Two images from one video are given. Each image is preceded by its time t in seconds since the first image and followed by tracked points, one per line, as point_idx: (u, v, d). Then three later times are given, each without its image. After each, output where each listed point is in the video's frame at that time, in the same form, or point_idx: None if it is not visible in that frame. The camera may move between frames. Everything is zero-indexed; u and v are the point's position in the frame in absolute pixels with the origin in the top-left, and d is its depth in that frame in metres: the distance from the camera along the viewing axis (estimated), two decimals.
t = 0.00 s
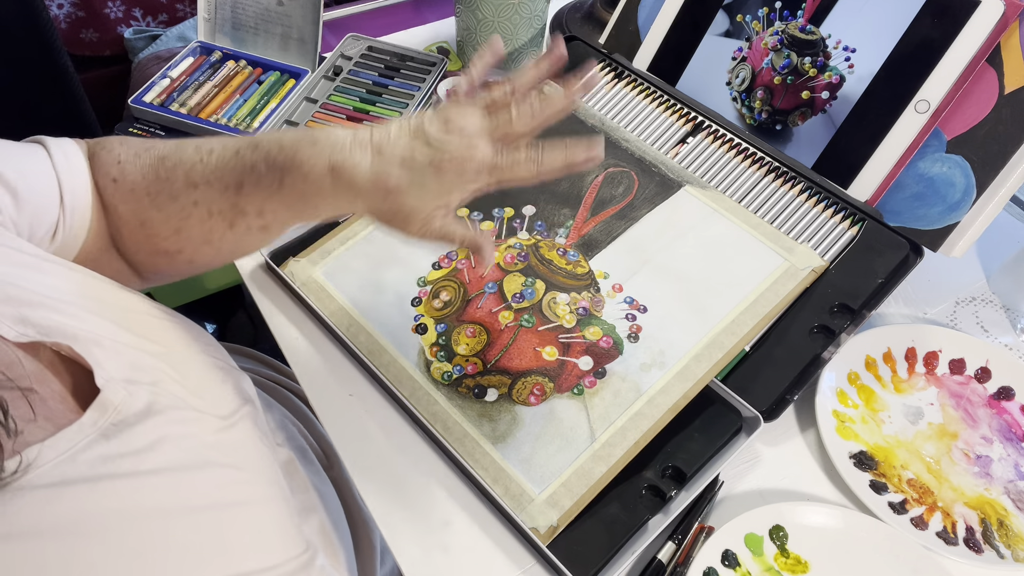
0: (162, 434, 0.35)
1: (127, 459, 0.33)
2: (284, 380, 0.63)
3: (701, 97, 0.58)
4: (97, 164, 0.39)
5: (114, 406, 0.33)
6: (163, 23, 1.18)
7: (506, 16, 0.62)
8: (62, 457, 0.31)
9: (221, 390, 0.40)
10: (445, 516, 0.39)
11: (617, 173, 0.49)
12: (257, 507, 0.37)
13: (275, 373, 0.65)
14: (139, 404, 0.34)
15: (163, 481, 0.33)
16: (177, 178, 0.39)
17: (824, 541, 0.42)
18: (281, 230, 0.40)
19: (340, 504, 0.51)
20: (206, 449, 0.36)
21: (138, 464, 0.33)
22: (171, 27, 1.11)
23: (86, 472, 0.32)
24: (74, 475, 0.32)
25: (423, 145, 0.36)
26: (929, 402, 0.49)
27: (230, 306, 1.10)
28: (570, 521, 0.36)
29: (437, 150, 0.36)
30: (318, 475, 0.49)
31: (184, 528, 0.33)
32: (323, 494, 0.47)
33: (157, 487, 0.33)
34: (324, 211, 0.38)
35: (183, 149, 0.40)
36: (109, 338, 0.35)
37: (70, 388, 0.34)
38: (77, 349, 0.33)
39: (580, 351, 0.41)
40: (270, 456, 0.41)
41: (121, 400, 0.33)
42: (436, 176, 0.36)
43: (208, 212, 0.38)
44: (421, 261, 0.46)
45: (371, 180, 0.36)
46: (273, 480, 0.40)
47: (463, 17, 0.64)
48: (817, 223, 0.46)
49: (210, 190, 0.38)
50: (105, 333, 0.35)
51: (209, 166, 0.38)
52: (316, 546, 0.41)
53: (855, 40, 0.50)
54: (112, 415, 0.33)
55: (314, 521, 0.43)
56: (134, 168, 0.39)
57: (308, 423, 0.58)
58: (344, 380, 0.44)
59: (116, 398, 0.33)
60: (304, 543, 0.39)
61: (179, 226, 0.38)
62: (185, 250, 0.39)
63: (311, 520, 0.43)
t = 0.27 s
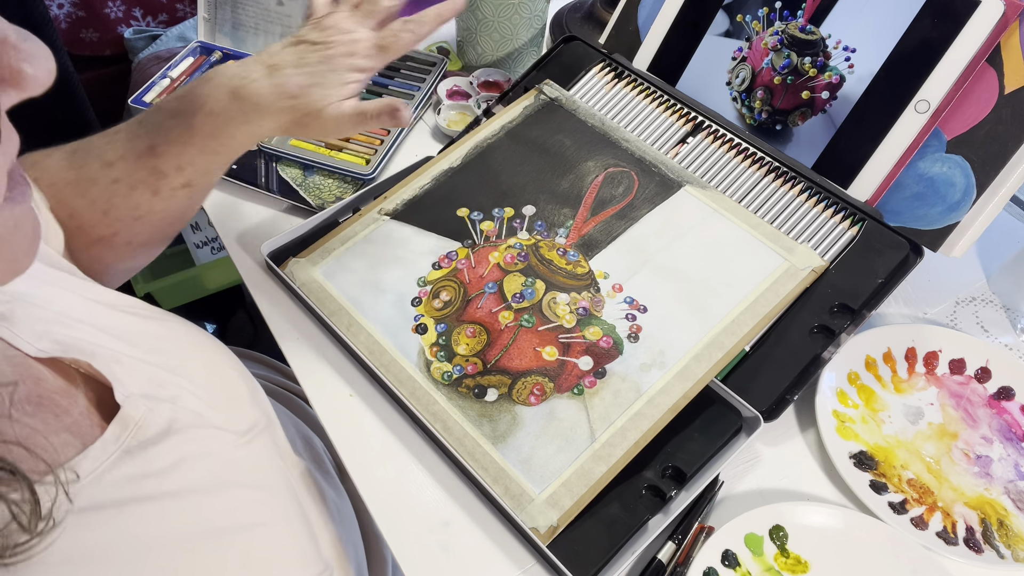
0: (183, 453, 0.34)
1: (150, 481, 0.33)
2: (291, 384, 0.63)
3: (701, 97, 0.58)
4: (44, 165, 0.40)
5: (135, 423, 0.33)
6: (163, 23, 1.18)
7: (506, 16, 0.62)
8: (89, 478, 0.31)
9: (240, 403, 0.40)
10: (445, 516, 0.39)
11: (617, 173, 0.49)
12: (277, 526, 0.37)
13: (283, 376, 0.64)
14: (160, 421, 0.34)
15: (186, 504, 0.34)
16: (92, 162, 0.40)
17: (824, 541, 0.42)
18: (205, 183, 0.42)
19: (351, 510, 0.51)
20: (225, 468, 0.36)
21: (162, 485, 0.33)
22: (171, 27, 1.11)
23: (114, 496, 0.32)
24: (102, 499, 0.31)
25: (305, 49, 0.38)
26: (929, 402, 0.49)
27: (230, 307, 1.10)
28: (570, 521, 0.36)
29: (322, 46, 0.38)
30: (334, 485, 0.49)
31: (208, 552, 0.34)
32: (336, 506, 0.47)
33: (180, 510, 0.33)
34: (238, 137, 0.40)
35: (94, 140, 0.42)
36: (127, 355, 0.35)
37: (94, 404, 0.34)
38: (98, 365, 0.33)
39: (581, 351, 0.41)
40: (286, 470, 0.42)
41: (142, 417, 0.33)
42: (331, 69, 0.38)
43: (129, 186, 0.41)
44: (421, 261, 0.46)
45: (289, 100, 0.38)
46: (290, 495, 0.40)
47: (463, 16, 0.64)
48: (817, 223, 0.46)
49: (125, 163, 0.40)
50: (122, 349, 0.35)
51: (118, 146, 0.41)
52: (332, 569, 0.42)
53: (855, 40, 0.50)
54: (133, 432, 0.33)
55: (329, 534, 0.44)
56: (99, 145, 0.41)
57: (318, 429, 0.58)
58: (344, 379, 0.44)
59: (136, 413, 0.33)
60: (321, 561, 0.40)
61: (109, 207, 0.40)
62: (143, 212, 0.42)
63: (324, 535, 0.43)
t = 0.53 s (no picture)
0: (173, 449, 0.34)
1: (140, 478, 0.33)
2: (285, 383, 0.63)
3: (701, 97, 0.58)
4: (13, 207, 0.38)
5: (123, 420, 0.32)
6: (163, 23, 1.18)
7: (506, 16, 0.62)
8: (75, 477, 0.31)
9: (232, 400, 0.40)
10: (445, 516, 0.39)
11: (618, 173, 0.49)
12: (268, 522, 0.37)
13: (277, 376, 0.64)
14: (149, 419, 0.33)
15: (178, 501, 0.34)
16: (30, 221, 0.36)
17: (824, 541, 0.42)
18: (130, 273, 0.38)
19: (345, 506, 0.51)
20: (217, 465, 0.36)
21: (151, 482, 0.33)
22: (171, 27, 1.11)
23: (101, 494, 0.31)
24: (89, 496, 0.31)
25: (270, 187, 0.36)
26: (929, 402, 0.49)
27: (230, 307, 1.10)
28: (570, 521, 0.36)
29: (282, 193, 0.37)
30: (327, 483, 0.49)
31: (201, 547, 0.34)
32: (331, 505, 0.47)
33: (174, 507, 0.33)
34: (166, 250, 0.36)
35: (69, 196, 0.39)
36: (115, 351, 0.35)
37: (82, 402, 0.33)
38: (86, 363, 0.33)
39: (580, 351, 0.41)
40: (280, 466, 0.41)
41: (130, 415, 0.33)
42: (279, 219, 0.36)
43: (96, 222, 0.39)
44: (421, 261, 0.46)
45: (211, 219, 0.34)
46: (282, 492, 0.40)
47: (463, 16, 0.64)
48: (817, 224, 0.46)
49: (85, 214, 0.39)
50: (112, 346, 0.35)
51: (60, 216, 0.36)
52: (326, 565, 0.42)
53: (855, 40, 0.50)
54: (121, 431, 0.32)
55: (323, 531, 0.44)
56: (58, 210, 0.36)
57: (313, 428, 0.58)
58: (344, 379, 0.44)
59: (124, 411, 0.33)
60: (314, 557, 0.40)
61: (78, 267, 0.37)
62: (112, 267, 0.37)
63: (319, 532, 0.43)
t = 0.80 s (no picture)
0: (152, 435, 0.34)
1: (115, 462, 0.33)
2: (277, 377, 0.62)
3: (701, 97, 0.58)
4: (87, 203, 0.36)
5: (104, 411, 0.33)
6: (163, 23, 1.18)
7: (506, 16, 0.62)
8: (49, 459, 0.31)
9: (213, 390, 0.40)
10: (445, 516, 0.39)
11: (618, 173, 0.49)
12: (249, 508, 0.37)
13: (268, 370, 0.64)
14: (128, 407, 0.34)
15: (154, 483, 0.33)
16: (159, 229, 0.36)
17: (824, 541, 0.42)
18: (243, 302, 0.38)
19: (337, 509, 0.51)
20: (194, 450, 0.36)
21: (126, 466, 0.33)
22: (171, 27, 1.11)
23: (72, 475, 0.32)
24: (59, 477, 0.31)
25: (395, 301, 0.33)
26: (930, 402, 0.49)
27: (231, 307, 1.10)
28: (570, 521, 0.36)
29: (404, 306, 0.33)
30: (313, 474, 0.49)
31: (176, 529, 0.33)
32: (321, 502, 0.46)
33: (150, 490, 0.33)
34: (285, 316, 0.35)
35: (177, 195, 0.37)
36: (98, 339, 0.35)
37: (62, 392, 0.34)
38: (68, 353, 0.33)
39: (581, 351, 0.41)
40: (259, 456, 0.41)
41: (111, 406, 0.33)
42: (393, 344, 0.33)
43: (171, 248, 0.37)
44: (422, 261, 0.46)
45: (326, 315, 0.33)
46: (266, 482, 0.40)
47: (463, 17, 0.64)
48: (818, 224, 0.46)
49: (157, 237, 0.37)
50: (96, 334, 0.35)
51: (206, 223, 0.36)
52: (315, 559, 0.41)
53: (855, 40, 0.50)
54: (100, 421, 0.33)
55: (307, 523, 0.44)
56: (205, 221, 0.35)
57: (303, 421, 0.57)
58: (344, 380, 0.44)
59: (105, 403, 0.33)
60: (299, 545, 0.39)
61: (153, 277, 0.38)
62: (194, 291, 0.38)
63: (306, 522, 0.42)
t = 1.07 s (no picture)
0: (171, 445, 0.34)
1: (134, 473, 0.32)
2: (287, 382, 0.62)
3: (701, 97, 0.58)
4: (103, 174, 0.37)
5: (122, 420, 0.32)
6: (163, 23, 1.18)
7: (506, 16, 0.62)
8: (70, 470, 0.31)
9: (230, 399, 0.39)
10: (445, 516, 0.39)
11: (618, 173, 0.49)
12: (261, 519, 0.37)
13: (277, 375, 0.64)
14: (147, 416, 0.33)
15: (172, 497, 0.33)
16: (190, 162, 0.37)
17: (824, 541, 0.42)
18: (297, 206, 0.39)
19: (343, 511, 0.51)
20: (214, 460, 0.35)
21: (144, 478, 0.32)
22: (171, 27, 1.11)
23: (93, 487, 0.31)
24: (81, 490, 0.31)
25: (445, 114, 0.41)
26: (929, 402, 0.49)
27: (230, 307, 1.10)
28: (570, 522, 0.36)
29: (455, 116, 0.41)
30: (326, 483, 0.49)
31: (190, 542, 0.33)
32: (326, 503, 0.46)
33: (165, 502, 0.33)
34: (343, 182, 0.38)
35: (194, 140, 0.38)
36: (114, 345, 0.34)
37: (79, 400, 0.32)
38: (83, 361, 0.32)
39: (580, 351, 0.41)
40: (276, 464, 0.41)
41: (129, 414, 0.32)
42: (458, 145, 0.40)
43: (222, 193, 0.37)
44: (421, 261, 0.46)
45: (394, 147, 0.38)
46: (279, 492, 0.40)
47: (463, 17, 0.64)
48: (817, 224, 0.46)
49: (222, 169, 0.37)
50: (115, 341, 0.34)
51: (222, 149, 0.37)
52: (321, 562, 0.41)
53: (855, 40, 0.50)
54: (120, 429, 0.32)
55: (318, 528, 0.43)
56: (232, 140, 0.37)
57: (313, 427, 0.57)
58: (344, 380, 0.44)
59: (124, 410, 0.32)
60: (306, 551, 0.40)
61: (195, 210, 0.37)
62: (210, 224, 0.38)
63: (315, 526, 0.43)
